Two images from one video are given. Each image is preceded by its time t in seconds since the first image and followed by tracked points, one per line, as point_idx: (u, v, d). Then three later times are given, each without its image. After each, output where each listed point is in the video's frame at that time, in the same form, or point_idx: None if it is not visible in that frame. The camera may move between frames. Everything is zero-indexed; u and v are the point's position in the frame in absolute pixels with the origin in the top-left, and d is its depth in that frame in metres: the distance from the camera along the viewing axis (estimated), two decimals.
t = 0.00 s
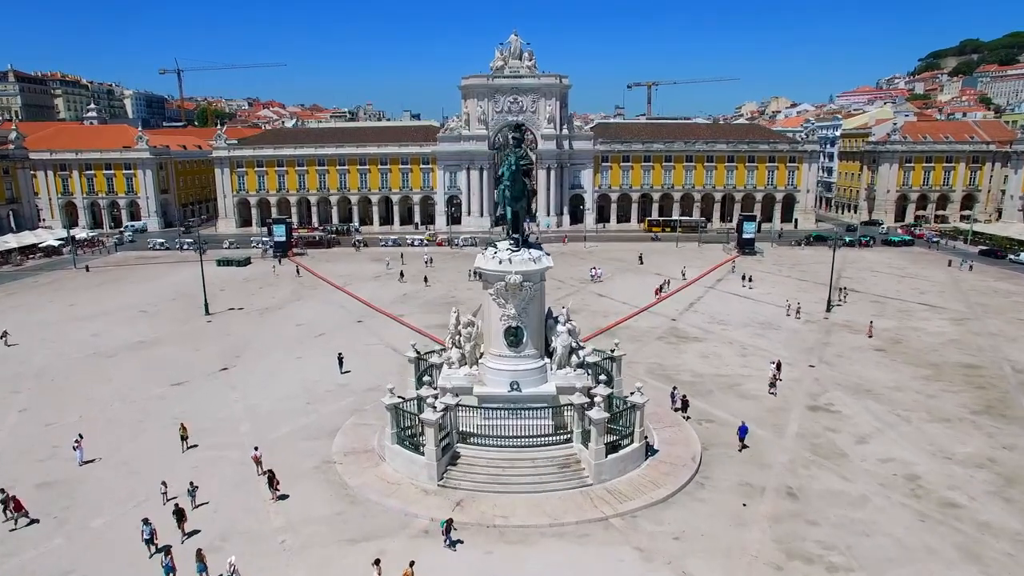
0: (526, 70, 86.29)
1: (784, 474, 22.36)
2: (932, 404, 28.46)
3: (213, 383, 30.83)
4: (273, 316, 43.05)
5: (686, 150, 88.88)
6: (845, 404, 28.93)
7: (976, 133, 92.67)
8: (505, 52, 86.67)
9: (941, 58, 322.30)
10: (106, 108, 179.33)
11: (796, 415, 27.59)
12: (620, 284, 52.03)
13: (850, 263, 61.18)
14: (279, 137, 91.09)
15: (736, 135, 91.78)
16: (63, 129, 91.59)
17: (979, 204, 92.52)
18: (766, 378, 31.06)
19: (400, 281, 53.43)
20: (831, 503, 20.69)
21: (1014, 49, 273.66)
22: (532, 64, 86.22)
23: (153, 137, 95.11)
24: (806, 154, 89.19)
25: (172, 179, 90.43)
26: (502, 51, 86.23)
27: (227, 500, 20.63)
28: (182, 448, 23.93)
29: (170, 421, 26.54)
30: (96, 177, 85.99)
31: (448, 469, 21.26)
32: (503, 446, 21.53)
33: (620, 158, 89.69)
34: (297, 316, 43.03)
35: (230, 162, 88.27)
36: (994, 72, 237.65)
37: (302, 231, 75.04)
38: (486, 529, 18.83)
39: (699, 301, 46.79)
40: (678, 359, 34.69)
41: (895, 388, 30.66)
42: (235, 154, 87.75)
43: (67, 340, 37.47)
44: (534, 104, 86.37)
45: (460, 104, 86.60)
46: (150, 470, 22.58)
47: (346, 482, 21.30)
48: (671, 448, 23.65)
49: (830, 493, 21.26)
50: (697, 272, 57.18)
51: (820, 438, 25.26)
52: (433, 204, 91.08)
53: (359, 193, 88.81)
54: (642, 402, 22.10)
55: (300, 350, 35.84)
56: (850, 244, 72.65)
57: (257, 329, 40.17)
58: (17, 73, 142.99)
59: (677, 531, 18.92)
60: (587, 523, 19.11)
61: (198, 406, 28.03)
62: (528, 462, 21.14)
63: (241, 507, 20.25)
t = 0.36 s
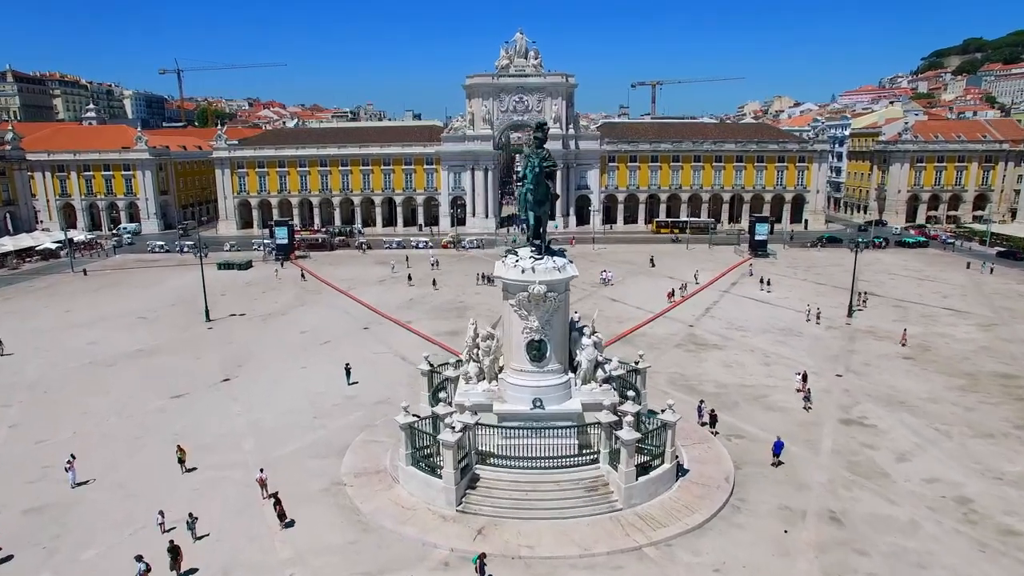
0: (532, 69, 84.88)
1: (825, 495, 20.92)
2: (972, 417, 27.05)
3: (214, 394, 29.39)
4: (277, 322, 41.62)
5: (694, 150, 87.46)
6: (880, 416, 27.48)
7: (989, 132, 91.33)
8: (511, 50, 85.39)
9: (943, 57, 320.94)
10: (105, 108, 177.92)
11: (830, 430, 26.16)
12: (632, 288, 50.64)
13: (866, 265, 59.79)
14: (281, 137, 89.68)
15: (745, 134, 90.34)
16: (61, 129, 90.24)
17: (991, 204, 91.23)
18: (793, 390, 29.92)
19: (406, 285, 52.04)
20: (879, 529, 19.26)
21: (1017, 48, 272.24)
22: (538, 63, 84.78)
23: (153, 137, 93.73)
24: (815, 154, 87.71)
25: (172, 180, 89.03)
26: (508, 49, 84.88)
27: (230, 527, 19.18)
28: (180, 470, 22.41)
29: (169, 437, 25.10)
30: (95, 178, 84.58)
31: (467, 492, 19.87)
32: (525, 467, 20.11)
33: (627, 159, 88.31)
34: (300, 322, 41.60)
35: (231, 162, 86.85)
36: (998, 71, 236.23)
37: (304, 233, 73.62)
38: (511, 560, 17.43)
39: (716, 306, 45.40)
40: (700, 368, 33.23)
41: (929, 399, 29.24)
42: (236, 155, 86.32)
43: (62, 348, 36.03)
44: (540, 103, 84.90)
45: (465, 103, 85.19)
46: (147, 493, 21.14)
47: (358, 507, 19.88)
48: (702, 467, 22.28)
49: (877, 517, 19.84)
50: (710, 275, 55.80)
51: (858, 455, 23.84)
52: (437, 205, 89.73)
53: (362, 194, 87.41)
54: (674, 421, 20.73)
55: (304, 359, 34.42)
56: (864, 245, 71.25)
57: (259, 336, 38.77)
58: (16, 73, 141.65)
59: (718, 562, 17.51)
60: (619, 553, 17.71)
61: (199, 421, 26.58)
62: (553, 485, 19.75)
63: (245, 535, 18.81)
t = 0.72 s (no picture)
0: (534, 68, 83.45)
1: (863, 517, 19.62)
2: (1008, 430, 25.81)
3: (212, 407, 28.03)
4: (277, 329, 40.28)
5: (699, 150, 86.23)
6: (911, 429, 26.20)
7: (997, 131, 90.27)
8: (513, 49, 83.98)
9: (942, 57, 320.23)
10: (102, 109, 176.29)
11: (860, 444, 24.87)
12: (641, 292, 49.38)
13: (878, 268, 58.58)
14: (279, 137, 88.28)
15: (750, 134, 89.12)
16: (56, 130, 88.86)
17: (1000, 205, 90.24)
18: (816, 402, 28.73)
19: (409, 289, 50.73)
20: (926, 555, 17.97)
21: (1017, 47, 271.72)
22: (540, 62, 83.39)
23: (150, 138, 92.35)
24: (822, 153, 86.39)
25: (169, 181, 87.61)
26: (510, 48, 83.54)
27: (229, 558, 17.78)
28: (174, 495, 20.82)
29: (164, 455, 23.74)
30: (90, 180, 83.15)
31: (483, 516, 18.53)
32: (545, 489, 18.79)
33: (631, 159, 87.11)
34: (301, 328, 40.28)
35: (229, 163, 85.44)
36: (998, 70, 235.50)
37: (303, 235, 72.24)
38: None
39: (728, 311, 44.13)
40: (717, 377, 31.97)
41: (961, 411, 27.99)
42: (234, 155, 84.91)
43: (54, 357, 34.66)
44: (542, 103, 83.55)
45: (466, 103, 83.86)
46: (140, 516, 19.80)
47: (366, 533, 18.55)
48: (731, 487, 20.96)
49: (922, 542, 18.54)
50: (720, 278, 54.53)
51: (893, 472, 22.56)
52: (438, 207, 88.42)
53: (362, 195, 86.05)
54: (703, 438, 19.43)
55: (306, 368, 33.08)
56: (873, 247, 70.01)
57: (258, 343, 37.43)
58: (11, 73, 140.11)
59: None
60: None
61: (195, 436, 25.22)
62: (575, 509, 18.42)
63: (245, 565, 17.44)
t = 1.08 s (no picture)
0: (532, 67, 81.95)
1: (906, 544, 18.23)
2: None
3: (201, 422, 26.37)
4: (270, 336, 38.59)
5: (699, 150, 85.03)
6: (943, 443, 24.86)
7: (998, 131, 89.62)
8: (510, 47, 82.36)
9: (934, 57, 321.08)
10: (90, 109, 173.60)
11: (891, 460, 23.50)
12: (646, 296, 47.99)
13: (885, 269, 57.47)
14: (271, 138, 86.46)
15: (750, 134, 87.97)
16: (41, 130, 86.73)
17: (1001, 205, 89.57)
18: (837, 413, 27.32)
19: (406, 294, 49.14)
20: None
21: (1008, 47, 272.95)
22: (538, 61, 81.90)
23: (138, 138, 90.34)
24: (823, 153, 85.28)
25: (158, 183, 85.63)
26: (507, 46, 81.98)
27: None
28: (157, 528, 18.96)
29: (149, 477, 22.04)
30: (77, 181, 81.11)
31: (498, 547, 17.03)
32: (564, 516, 17.33)
33: (630, 159, 85.84)
34: (296, 336, 38.63)
35: (219, 164, 83.52)
36: (991, 71, 236.20)
37: (296, 238, 70.50)
38: None
39: (738, 315, 42.82)
40: (733, 387, 30.55)
41: (992, 423, 26.71)
42: (225, 156, 82.98)
43: (34, 368, 32.87)
44: (540, 103, 82.16)
45: (462, 102, 82.33)
46: (122, 548, 18.15)
47: (371, 566, 16.98)
48: (762, 510, 19.51)
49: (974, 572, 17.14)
50: (725, 281, 53.23)
51: (931, 491, 21.19)
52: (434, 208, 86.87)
53: (356, 197, 84.35)
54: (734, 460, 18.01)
55: (301, 379, 31.47)
56: (878, 248, 68.94)
57: (250, 352, 35.75)
58: None
59: None
60: None
61: (183, 455, 23.54)
62: (598, 538, 16.97)
63: None
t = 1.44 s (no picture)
0: (520, 65, 80.50)
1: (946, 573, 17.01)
2: None
3: (181, 442, 24.59)
4: (254, 346, 36.78)
5: (689, 150, 84.09)
6: (966, 457, 23.77)
7: (985, 131, 89.87)
8: (497, 46, 80.81)
9: (913, 58, 324.56)
10: (65, 108, 169.33)
11: (916, 476, 22.35)
12: (643, 300, 46.72)
13: (881, 271, 56.74)
14: (253, 138, 84.19)
15: (740, 134, 87.18)
16: (13, 130, 83.74)
17: (989, 204, 89.73)
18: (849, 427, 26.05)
19: (395, 299, 47.50)
20: None
21: (985, 49, 276.61)
22: (526, 59, 80.43)
23: (115, 138, 87.65)
24: (813, 154, 84.71)
25: (136, 185, 83.04)
26: (494, 44, 80.37)
27: None
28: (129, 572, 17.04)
29: (123, 507, 20.23)
30: (51, 183, 78.34)
31: None
32: (580, 547, 15.74)
33: (620, 159, 84.71)
34: (281, 346, 36.83)
35: (200, 165, 81.05)
36: (969, 72, 239.10)
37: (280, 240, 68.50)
38: None
39: (739, 320, 41.66)
40: (742, 398, 29.28)
41: (1013, 434, 25.74)
42: (205, 157, 80.57)
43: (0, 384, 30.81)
44: (528, 102, 80.75)
45: (450, 101, 80.66)
46: None
47: None
48: (789, 537, 18.11)
49: None
50: (721, 283, 52.14)
51: (964, 511, 20.03)
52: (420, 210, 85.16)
53: (341, 198, 82.38)
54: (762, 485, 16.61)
55: (287, 393, 29.71)
56: (872, 249, 68.37)
57: (234, 363, 33.96)
58: None
59: None
60: None
61: (161, 481, 21.76)
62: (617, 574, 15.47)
63: None
